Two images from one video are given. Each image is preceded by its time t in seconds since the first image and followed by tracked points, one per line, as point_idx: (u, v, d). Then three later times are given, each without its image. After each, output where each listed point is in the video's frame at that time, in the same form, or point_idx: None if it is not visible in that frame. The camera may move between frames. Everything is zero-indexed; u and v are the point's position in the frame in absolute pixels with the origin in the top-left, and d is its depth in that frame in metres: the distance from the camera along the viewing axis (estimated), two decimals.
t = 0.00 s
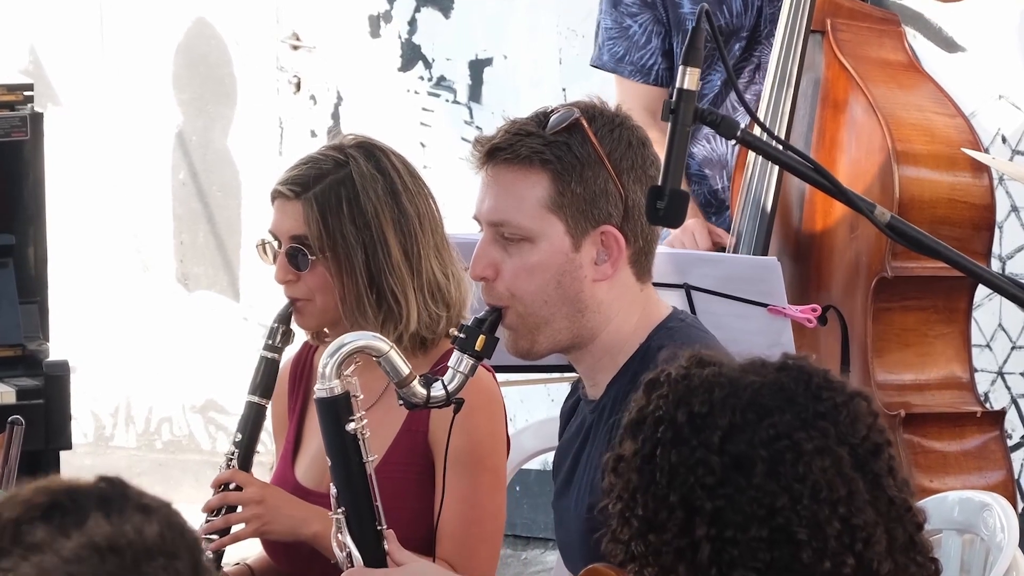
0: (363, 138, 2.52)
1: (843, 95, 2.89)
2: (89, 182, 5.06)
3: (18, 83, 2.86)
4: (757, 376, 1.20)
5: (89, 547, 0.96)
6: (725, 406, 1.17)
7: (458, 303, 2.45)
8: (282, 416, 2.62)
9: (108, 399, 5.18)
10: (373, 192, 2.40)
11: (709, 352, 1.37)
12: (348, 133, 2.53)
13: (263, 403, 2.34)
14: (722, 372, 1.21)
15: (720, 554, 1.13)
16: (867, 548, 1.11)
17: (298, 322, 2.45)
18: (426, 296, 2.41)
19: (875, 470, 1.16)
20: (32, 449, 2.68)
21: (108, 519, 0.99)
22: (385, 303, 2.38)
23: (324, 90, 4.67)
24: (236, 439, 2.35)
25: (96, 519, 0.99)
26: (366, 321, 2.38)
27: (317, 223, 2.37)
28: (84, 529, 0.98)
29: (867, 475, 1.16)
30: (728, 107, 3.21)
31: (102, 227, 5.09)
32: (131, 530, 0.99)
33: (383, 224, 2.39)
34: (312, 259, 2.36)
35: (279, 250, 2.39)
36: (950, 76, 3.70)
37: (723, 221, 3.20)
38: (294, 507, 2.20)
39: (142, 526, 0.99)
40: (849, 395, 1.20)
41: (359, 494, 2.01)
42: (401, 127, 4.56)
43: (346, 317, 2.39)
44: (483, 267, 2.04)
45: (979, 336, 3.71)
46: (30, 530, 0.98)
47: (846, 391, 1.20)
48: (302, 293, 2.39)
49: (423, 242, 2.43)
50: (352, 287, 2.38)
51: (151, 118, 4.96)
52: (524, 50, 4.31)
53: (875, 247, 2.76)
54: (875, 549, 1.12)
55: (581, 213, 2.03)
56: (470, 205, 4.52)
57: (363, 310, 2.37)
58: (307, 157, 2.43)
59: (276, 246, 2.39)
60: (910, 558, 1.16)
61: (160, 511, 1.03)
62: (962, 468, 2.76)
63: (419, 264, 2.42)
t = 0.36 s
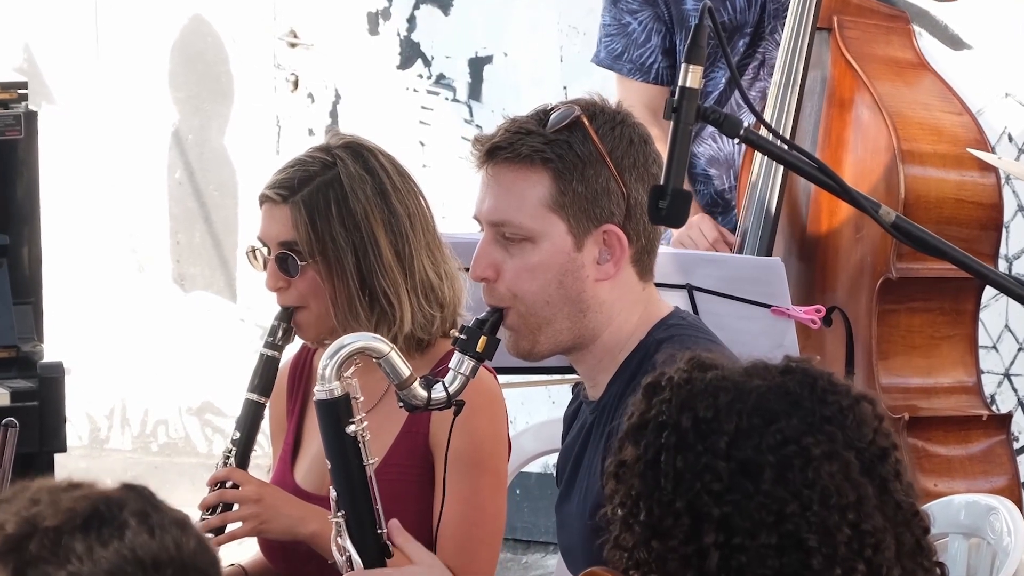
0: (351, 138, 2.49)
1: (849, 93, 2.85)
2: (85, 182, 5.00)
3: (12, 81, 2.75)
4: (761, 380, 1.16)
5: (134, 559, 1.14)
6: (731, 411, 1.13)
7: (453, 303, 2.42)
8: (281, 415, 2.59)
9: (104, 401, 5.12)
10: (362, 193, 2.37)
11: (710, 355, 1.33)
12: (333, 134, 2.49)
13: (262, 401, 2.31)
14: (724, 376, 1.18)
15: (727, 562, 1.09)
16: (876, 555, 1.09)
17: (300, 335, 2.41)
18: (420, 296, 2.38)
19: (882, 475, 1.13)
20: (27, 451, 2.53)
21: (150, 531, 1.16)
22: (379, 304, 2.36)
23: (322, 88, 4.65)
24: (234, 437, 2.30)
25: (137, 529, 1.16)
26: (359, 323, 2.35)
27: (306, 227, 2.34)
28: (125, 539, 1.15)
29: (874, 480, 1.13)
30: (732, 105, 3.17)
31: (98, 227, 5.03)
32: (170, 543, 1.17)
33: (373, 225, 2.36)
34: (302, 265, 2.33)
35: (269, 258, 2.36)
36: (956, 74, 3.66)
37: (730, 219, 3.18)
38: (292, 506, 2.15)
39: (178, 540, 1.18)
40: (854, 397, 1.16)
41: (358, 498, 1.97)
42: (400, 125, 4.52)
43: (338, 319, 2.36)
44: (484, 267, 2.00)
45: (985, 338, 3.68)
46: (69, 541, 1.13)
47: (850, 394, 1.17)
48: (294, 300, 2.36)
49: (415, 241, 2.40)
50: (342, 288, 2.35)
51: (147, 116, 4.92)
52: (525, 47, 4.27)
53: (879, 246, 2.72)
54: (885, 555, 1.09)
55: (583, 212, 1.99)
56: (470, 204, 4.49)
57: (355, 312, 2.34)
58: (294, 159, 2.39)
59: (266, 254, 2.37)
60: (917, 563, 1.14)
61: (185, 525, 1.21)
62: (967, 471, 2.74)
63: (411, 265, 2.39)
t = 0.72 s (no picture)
0: (359, 136, 2.46)
1: (856, 91, 2.82)
2: (78, 182, 4.98)
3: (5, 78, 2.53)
4: (767, 383, 1.13)
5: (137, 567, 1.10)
6: (737, 415, 1.09)
7: (456, 306, 2.38)
8: (275, 417, 2.55)
9: (99, 403, 5.10)
10: (369, 194, 2.33)
11: (710, 356, 1.29)
12: (343, 130, 2.46)
13: (258, 402, 2.28)
14: (728, 380, 1.14)
15: (733, 569, 1.06)
16: (884, 562, 1.06)
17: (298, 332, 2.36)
18: (422, 300, 2.34)
19: (889, 479, 1.10)
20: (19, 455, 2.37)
21: (151, 538, 1.12)
22: (380, 307, 2.33)
23: (320, 85, 4.60)
24: (230, 439, 2.27)
25: (138, 535, 1.12)
26: (359, 326, 2.32)
27: (309, 227, 2.31)
28: (129, 546, 1.10)
29: (881, 484, 1.09)
30: (737, 106, 3.14)
31: (92, 227, 5.01)
32: (174, 548, 1.14)
33: (377, 226, 2.33)
34: (303, 264, 2.30)
35: (270, 255, 2.33)
36: (963, 72, 3.63)
37: (734, 219, 3.15)
38: (291, 510, 2.12)
39: (180, 546, 1.15)
40: (858, 399, 1.13)
41: (355, 501, 1.94)
42: (399, 124, 4.49)
43: (338, 322, 2.33)
44: (483, 267, 1.97)
45: (992, 339, 3.65)
46: (73, 547, 1.08)
47: (853, 397, 1.13)
48: (295, 297, 2.32)
49: (418, 244, 2.36)
50: (344, 291, 2.32)
51: (143, 115, 4.89)
52: (525, 44, 4.24)
53: (887, 246, 2.70)
54: (893, 561, 1.06)
55: (583, 212, 1.96)
56: (470, 204, 4.45)
57: (355, 314, 2.32)
58: (300, 156, 2.36)
59: (269, 250, 2.34)
60: (922, 568, 1.11)
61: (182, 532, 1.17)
62: (975, 475, 2.70)
63: (414, 268, 2.35)
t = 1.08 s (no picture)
0: (358, 137, 2.42)
1: (859, 90, 2.78)
2: (73, 182, 4.95)
3: None
4: (783, 381, 1.13)
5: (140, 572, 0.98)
6: (763, 416, 1.09)
7: (455, 316, 2.34)
8: (275, 420, 2.52)
9: (94, 405, 5.06)
10: (370, 200, 2.30)
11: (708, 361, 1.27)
12: (343, 132, 2.43)
13: (257, 407, 2.25)
14: (740, 385, 1.14)
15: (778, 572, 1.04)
16: (923, 552, 1.07)
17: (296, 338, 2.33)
18: (421, 306, 2.31)
19: (913, 467, 1.12)
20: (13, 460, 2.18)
21: (158, 543, 1.00)
22: (379, 313, 2.30)
23: (318, 83, 4.56)
24: (229, 444, 2.24)
25: (144, 540, 1.00)
26: (358, 332, 2.29)
27: (308, 231, 2.27)
28: (135, 553, 0.99)
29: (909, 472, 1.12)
30: (740, 104, 3.12)
31: (87, 227, 4.98)
32: (180, 554, 1.01)
33: (376, 230, 2.30)
34: (303, 269, 2.27)
35: (268, 260, 2.30)
36: (969, 70, 3.59)
37: (737, 218, 3.11)
38: (291, 515, 2.09)
39: (189, 551, 1.02)
40: (871, 392, 1.15)
41: (349, 507, 1.90)
42: (398, 122, 4.45)
43: (336, 326, 2.31)
44: (478, 268, 1.94)
45: (999, 340, 3.62)
46: (77, 552, 0.97)
47: (866, 389, 1.15)
48: (291, 303, 2.29)
49: (418, 247, 2.33)
50: (344, 298, 2.29)
51: (139, 114, 4.85)
52: (526, 41, 4.21)
53: (892, 246, 2.66)
54: (928, 550, 1.08)
55: (579, 212, 1.93)
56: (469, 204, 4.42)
57: (354, 321, 2.29)
58: (299, 159, 2.33)
59: (265, 254, 2.31)
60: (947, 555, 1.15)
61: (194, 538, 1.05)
62: (979, 478, 2.67)
63: (414, 274, 2.32)
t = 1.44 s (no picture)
0: (356, 140, 2.39)
1: (865, 88, 2.76)
2: (68, 181, 4.91)
3: None
4: (807, 381, 1.16)
5: None
6: (792, 415, 1.13)
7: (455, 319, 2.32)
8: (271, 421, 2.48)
9: (89, 407, 5.03)
10: (365, 203, 2.27)
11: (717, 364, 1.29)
12: (340, 136, 2.40)
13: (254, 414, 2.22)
14: (761, 385, 1.17)
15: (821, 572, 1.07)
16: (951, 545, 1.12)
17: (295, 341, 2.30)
18: (419, 310, 2.28)
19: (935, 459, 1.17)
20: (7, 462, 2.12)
21: (161, 559, 1.01)
22: (377, 317, 2.27)
23: (315, 81, 4.53)
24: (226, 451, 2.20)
25: (147, 555, 1.00)
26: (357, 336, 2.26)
27: (304, 236, 2.24)
28: (137, 569, 0.99)
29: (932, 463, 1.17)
30: (742, 101, 3.08)
31: (81, 228, 4.94)
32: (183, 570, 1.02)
33: (374, 234, 2.27)
34: (298, 273, 2.24)
35: (264, 264, 2.26)
36: (973, 69, 3.56)
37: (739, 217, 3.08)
38: (293, 523, 2.06)
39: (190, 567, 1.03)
40: (892, 390, 1.18)
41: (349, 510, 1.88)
42: (397, 121, 4.42)
43: (333, 330, 2.27)
44: (478, 268, 1.90)
45: (1005, 341, 3.59)
46: (79, 566, 0.97)
47: (887, 386, 1.19)
48: (288, 309, 2.26)
49: (416, 251, 2.30)
50: (341, 302, 2.25)
51: (135, 112, 4.82)
52: (528, 38, 4.18)
53: (900, 246, 2.62)
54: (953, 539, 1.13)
55: (580, 212, 1.89)
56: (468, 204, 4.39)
57: (352, 324, 2.25)
58: (295, 163, 2.30)
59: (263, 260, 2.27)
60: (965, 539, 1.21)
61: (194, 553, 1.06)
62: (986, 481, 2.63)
63: (412, 278, 2.29)
